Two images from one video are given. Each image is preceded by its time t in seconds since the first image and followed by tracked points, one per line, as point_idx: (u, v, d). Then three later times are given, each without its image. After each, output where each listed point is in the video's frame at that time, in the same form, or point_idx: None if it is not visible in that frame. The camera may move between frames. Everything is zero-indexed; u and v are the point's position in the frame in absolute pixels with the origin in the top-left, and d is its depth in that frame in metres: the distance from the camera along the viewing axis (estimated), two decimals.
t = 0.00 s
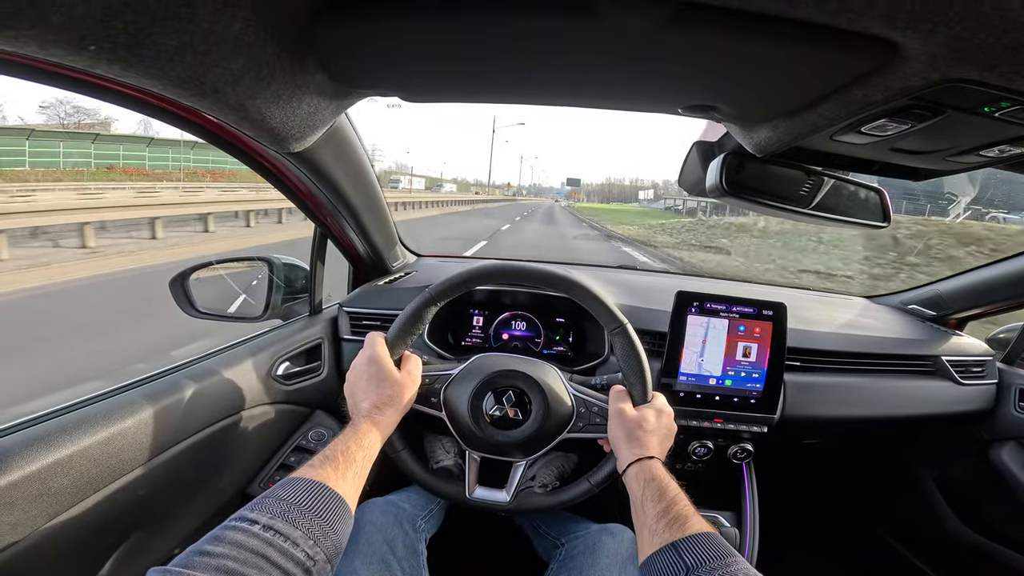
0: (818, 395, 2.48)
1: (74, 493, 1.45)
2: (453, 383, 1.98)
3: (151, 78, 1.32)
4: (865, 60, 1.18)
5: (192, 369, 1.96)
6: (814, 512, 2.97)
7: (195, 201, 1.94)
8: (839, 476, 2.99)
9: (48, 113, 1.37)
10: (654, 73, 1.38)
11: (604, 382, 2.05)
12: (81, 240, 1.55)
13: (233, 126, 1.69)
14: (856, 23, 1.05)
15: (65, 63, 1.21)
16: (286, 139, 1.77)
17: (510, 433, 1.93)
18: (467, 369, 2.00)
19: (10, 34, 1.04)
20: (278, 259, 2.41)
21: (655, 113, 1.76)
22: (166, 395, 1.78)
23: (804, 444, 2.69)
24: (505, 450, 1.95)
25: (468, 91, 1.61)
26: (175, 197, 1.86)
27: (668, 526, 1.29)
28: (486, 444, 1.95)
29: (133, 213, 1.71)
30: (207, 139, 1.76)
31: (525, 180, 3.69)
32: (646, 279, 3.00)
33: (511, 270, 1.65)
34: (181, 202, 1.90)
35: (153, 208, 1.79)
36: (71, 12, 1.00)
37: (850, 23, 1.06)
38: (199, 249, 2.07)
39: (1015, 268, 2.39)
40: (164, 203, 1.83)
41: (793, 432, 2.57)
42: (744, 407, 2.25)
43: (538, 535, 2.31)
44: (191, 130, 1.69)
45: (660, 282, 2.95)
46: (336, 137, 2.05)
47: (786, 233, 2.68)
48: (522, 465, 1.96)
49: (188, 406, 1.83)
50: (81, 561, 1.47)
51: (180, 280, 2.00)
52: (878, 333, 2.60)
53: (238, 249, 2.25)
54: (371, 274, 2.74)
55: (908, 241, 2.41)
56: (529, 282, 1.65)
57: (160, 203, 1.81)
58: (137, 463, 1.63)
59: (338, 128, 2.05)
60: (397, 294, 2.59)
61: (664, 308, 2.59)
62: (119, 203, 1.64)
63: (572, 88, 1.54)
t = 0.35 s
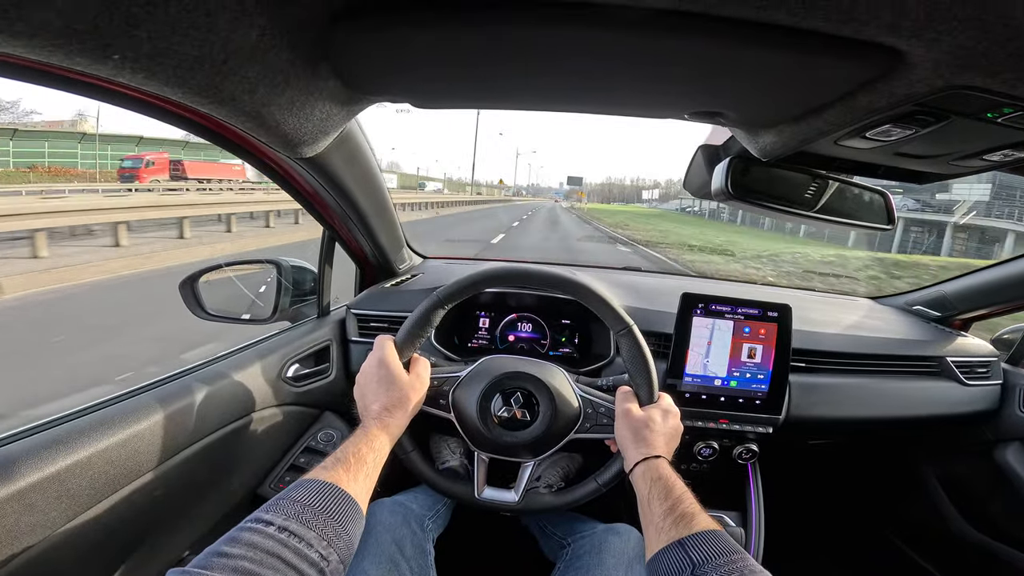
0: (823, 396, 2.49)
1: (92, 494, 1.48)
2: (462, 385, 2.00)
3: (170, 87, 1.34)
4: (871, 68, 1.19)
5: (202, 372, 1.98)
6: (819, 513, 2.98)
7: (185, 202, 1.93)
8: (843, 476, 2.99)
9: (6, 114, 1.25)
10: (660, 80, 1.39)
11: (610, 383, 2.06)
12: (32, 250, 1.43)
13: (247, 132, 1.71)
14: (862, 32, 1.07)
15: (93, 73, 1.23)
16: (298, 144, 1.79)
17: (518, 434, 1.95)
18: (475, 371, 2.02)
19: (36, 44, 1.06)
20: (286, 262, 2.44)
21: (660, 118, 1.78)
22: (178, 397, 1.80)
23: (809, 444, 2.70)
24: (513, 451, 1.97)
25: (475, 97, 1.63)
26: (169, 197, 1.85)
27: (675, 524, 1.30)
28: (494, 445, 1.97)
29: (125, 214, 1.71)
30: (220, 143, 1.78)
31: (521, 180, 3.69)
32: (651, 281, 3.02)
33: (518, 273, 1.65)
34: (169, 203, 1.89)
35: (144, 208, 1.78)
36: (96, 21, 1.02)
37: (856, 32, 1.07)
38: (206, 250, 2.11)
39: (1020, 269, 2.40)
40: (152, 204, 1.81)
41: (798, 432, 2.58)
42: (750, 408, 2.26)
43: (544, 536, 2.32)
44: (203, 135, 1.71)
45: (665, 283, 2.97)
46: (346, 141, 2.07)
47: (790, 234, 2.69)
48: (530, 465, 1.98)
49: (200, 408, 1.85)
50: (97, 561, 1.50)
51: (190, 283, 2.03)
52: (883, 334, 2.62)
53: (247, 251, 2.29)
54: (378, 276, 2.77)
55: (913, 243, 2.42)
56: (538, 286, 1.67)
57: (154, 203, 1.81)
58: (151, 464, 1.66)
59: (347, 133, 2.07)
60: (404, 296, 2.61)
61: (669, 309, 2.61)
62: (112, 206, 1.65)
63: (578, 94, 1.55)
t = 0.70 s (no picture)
0: (832, 397, 2.49)
1: (106, 493, 1.47)
2: (474, 385, 2.00)
3: (192, 82, 1.34)
4: (893, 71, 1.20)
5: (213, 371, 1.97)
6: (824, 513, 2.99)
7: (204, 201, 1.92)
8: (851, 476, 3.00)
9: None
10: (680, 81, 1.40)
11: (621, 382, 2.05)
12: None
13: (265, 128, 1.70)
14: (886, 34, 1.07)
15: (117, 64, 1.23)
16: (317, 141, 1.78)
17: (530, 433, 1.95)
18: (487, 371, 2.02)
19: (72, 36, 1.06)
20: (297, 260, 2.43)
21: (676, 118, 1.78)
22: (191, 397, 1.80)
23: (818, 446, 2.70)
24: (525, 450, 1.97)
25: (492, 96, 1.63)
26: (188, 197, 1.84)
27: (690, 519, 1.31)
28: (506, 445, 1.97)
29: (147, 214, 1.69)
30: (234, 139, 1.77)
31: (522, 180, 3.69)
32: (658, 281, 3.03)
33: (532, 272, 1.66)
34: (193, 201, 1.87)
35: (166, 208, 1.75)
36: (133, 12, 1.02)
37: (880, 34, 1.08)
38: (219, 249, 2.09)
39: None
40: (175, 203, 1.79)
41: (807, 433, 2.59)
42: (760, 409, 2.27)
43: (553, 535, 2.32)
44: (219, 132, 1.70)
45: (672, 284, 2.98)
46: (360, 140, 2.07)
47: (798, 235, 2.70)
48: (542, 465, 1.98)
49: (211, 405, 1.85)
50: (115, 560, 1.50)
51: (199, 281, 2.02)
52: (892, 336, 2.62)
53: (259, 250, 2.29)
54: (386, 276, 2.77)
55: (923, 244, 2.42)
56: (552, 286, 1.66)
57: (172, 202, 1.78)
58: (165, 462, 1.65)
59: (361, 131, 2.07)
60: (414, 296, 2.62)
61: (677, 309, 2.61)
62: (130, 204, 1.62)
63: (596, 94, 1.55)
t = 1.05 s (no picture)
0: (833, 397, 2.47)
1: (96, 493, 1.46)
2: (470, 384, 1.99)
3: (181, 79, 1.34)
4: (889, 64, 1.18)
5: (208, 370, 1.96)
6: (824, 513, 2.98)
7: (193, 201, 1.90)
8: (850, 476, 2.98)
9: None
10: (674, 75, 1.38)
11: (619, 382, 2.04)
12: None
13: (256, 126, 1.70)
14: (881, 25, 1.06)
15: (98, 62, 1.23)
16: (310, 139, 1.77)
17: (526, 433, 1.94)
18: (482, 370, 2.01)
19: (55, 33, 1.06)
20: (294, 260, 2.42)
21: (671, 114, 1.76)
22: (185, 396, 1.79)
23: (818, 445, 2.68)
24: (521, 450, 1.95)
25: (486, 92, 1.61)
26: (182, 197, 1.85)
27: (686, 519, 1.29)
28: (501, 444, 1.96)
29: (134, 216, 1.67)
30: (227, 137, 1.77)
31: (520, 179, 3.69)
32: (656, 281, 3.01)
33: (526, 270, 1.64)
34: (176, 203, 1.84)
35: (160, 209, 1.76)
36: (109, 10, 1.02)
37: (874, 24, 1.06)
38: (215, 248, 2.08)
39: None
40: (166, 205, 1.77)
41: (806, 433, 2.56)
42: (759, 408, 2.24)
43: (551, 536, 2.31)
44: (211, 129, 1.70)
45: (671, 283, 2.96)
46: (354, 138, 2.07)
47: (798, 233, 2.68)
48: (539, 464, 1.96)
49: (204, 403, 1.84)
50: (105, 560, 1.48)
51: (197, 280, 2.00)
52: (894, 335, 2.59)
53: (257, 250, 2.27)
54: (384, 276, 2.77)
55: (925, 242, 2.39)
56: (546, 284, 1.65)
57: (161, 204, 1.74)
58: (158, 461, 1.65)
59: (355, 129, 2.06)
60: (411, 295, 2.61)
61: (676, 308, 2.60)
62: (124, 205, 1.62)
63: (590, 90, 1.54)
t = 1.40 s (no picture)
0: (843, 400, 2.45)
1: (105, 489, 1.47)
2: (477, 385, 1.98)
3: (194, 77, 1.34)
4: (905, 65, 1.17)
5: (217, 367, 1.97)
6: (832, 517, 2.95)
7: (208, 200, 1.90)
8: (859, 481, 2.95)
9: None
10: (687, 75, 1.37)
11: (627, 383, 2.03)
12: None
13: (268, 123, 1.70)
14: (897, 25, 1.05)
15: (115, 59, 1.24)
16: (321, 137, 1.78)
17: (533, 433, 1.94)
18: (490, 371, 2.00)
19: (70, 30, 1.06)
20: (303, 258, 2.42)
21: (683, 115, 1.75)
22: (194, 394, 1.80)
23: (827, 449, 2.66)
24: (529, 451, 1.95)
25: (497, 91, 1.61)
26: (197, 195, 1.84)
27: (694, 520, 1.28)
28: (509, 444, 1.96)
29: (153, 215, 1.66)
30: (237, 134, 1.77)
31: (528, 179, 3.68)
32: (665, 282, 3.00)
33: (535, 270, 1.63)
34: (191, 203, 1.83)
35: (176, 208, 1.75)
36: (126, 6, 1.02)
37: (891, 25, 1.05)
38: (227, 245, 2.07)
39: None
40: (172, 203, 1.71)
41: (816, 436, 2.54)
42: (769, 411, 2.23)
43: (556, 537, 2.30)
44: (222, 127, 1.70)
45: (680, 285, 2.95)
46: (364, 136, 2.07)
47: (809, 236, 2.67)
48: (547, 465, 1.95)
49: (213, 401, 1.84)
50: (114, 556, 1.49)
51: (208, 278, 2.02)
52: (906, 339, 2.57)
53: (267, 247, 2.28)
54: (393, 275, 2.77)
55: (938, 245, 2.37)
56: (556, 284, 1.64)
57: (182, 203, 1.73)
58: (167, 458, 1.65)
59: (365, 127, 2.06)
60: (420, 295, 2.61)
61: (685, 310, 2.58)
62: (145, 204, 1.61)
63: (602, 90, 1.53)
